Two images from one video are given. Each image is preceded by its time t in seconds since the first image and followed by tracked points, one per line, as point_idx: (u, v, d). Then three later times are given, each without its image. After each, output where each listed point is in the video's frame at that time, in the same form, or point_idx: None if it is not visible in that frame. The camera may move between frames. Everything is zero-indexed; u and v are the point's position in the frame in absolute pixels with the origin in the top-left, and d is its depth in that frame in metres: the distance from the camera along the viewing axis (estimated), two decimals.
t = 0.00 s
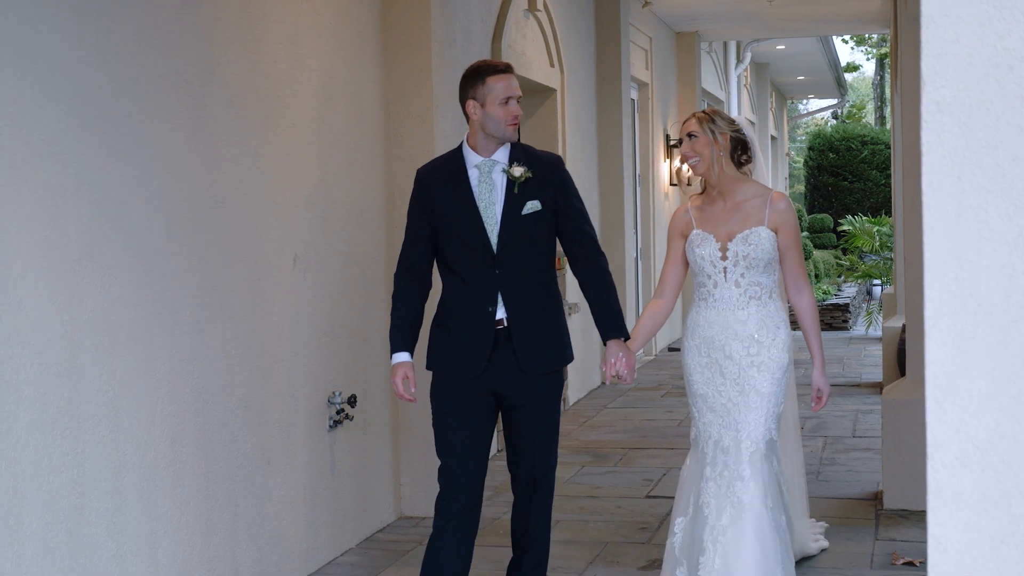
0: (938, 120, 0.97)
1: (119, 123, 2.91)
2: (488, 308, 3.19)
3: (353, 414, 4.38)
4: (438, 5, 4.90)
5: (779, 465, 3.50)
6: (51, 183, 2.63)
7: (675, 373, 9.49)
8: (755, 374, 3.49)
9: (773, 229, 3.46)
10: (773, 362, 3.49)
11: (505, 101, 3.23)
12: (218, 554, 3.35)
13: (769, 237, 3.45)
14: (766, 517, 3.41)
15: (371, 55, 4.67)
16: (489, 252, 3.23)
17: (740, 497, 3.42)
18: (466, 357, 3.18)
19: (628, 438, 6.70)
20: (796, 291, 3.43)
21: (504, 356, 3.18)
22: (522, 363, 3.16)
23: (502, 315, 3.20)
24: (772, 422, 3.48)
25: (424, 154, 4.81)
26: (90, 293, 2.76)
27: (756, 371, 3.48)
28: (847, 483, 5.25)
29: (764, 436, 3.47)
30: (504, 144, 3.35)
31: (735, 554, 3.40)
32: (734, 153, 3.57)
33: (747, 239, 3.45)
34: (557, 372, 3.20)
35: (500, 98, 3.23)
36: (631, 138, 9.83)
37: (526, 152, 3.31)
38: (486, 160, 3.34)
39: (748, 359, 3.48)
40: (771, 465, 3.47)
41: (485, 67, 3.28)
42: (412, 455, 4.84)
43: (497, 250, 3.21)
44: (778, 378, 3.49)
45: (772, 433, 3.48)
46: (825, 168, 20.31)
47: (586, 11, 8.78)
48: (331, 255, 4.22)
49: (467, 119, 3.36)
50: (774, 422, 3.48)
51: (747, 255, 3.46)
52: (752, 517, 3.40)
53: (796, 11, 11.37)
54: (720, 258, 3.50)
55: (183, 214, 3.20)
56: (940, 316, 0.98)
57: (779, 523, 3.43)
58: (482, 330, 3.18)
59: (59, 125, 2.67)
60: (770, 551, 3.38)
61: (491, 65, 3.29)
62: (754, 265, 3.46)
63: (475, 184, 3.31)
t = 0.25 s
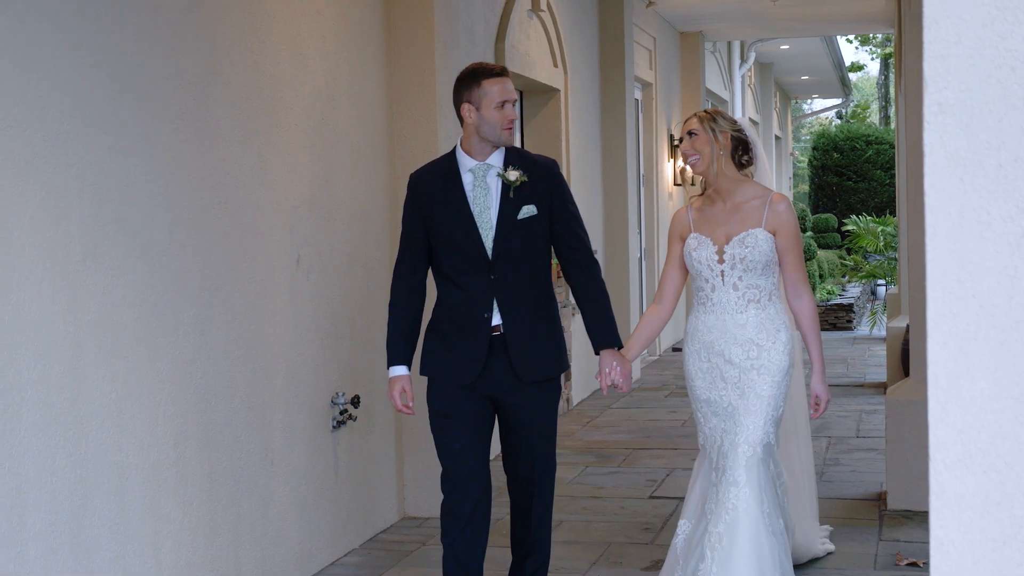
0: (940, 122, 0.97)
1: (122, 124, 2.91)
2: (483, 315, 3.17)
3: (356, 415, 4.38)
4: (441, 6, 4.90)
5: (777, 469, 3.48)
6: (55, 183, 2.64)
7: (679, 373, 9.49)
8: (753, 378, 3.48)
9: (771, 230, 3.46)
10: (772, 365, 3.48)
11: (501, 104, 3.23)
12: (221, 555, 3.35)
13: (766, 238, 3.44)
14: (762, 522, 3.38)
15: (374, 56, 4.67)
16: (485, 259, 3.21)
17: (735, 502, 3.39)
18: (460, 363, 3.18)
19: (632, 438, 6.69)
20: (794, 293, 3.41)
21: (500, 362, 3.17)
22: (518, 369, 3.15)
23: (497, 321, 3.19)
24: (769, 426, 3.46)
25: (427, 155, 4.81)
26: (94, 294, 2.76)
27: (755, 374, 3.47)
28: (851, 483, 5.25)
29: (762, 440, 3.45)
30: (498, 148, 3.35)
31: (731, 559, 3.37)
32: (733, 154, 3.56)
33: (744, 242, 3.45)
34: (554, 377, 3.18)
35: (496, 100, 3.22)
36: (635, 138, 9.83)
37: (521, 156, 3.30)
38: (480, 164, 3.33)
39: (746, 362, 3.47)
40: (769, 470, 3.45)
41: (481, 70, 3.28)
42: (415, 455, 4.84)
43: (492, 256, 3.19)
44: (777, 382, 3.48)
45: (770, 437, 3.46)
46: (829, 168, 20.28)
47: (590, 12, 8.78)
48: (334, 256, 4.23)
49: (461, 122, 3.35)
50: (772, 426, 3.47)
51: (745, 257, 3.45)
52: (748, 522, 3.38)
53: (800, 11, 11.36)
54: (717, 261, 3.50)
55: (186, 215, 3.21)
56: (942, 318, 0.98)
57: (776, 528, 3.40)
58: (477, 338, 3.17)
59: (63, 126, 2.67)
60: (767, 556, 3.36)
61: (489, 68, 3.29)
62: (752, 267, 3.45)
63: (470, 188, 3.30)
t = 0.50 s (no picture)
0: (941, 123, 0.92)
1: (124, 126, 2.91)
2: (478, 316, 3.15)
3: (360, 415, 4.38)
4: (445, 6, 4.90)
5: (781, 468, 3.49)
6: (57, 185, 2.64)
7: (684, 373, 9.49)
8: (754, 377, 3.47)
9: (771, 226, 3.43)
10: (773, 364, 3.47)
11: (497, 103, 3.21)
12: (225, 555, 3.36)
13: (766, 235, 3.42)
14: (766, 522, 3.40)
15: (378, 56, 4.67)
16: (480, 261, 3.19)
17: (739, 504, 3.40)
18: (454, 366, 3.15)
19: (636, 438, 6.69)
20: (794, 291, 3.39)
21: (495, 365, 3.16)
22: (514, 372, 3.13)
23: (492, 323, 3.17)
24: (772, 425, 3.47)
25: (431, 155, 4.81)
26: (96, 295, 2.77)
27: (756, 373, 3.47)
28: (856, 483, 5.24)
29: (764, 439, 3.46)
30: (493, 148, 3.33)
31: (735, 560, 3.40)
32: (733, 151, 3.49)
33: (743, 239, 3.43)
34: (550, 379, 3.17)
35: (493, 99, 3.21)
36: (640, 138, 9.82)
37: (516, 155, 3.29)
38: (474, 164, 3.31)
39: (747, 362, 3.47)
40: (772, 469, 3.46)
41: (475, 67, 3.26)
42: (419, 455, 4.84)
43: (489, 258, 3.17)
44: (778, 380, 3.48)
45: (773, 436, 3.47)
46: (834, 167, 20.26)
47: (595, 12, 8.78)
48: (337, 256, 4.23)
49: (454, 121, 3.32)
50: (774, 425, 3.47)
51: (744, 255, 3.44)
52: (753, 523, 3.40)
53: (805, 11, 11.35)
54: (716, 259, 3.49)
55: (189, 216, 3.21)
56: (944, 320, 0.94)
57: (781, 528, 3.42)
58: (472, 340, 3.15)
59: (65, 128, 2.67)
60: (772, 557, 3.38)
61: (483, 66, 3.26)
62: (751, 265, 3.43)
63: (464, 189, 3.28)
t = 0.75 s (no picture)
0: (945, 123, 0.96)
1: (129, 126, 2.92)
2: (475, 315, 3.13)
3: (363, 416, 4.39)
4: (450, 7, 4.90)
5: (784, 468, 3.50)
6: (63, 185, 2.65)
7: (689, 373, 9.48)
8: (755, 378, 3.47)
9: (770, 224, 3.40)
10: (773, 365, 3.47)
11: (493, 97, 3.20)
12: (228, 555, 3.36)
13: (765, 234, 3.39)
14: (770, 524, 3.41)
15: (382, 57, 4.68)
16: (476, 259, 3.17)
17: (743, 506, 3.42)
18: (451, 365, 3.12)
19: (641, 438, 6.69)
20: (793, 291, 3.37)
21: (492, 364, 3.15)
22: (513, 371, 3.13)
23: (489, 323, 3.16)
24: (773, 426, 3.47)
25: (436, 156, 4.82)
26: (101, 295, 2.77)
27: (757, 375, 3.46)
28: (860, 484, 5.24)
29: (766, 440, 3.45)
30: (487, 146, 3.31)
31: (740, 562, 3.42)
32: (731, 147, 3.50)
33: (742, 238, 3.41)
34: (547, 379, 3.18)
35: (489, 93, 3.20)
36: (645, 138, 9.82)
37: (511, 152, 3.29)
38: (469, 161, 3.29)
39: (747, 363, 3.46)
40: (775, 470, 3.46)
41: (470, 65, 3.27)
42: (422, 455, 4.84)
43: (485, 256, 3.16)
44: (779, 381, 3.47)
45: (774, 437, 3.46)
46: (839, 167, 20.23)
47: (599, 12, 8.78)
48: (341, 257, 4.23)
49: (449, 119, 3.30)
50: (775, 425, 3.47)
51: (743, 254, 3.42)
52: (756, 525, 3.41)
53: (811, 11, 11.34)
54: (715, 258, 3.48)
55: (193, 216, 3.21)
56: (948, 320, 0.98)
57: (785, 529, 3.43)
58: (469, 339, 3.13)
59: (71, 129, 2.68)
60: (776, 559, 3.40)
61: (479, 62, 3.27)
62: (750, 265, 3.42)
63: (460, 186, 3.26)
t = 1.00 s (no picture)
0: (947, 124, 0.96)
1: (133, 126, 2.92)
2: (475, 317, 3.12)
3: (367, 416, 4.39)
4: (453, 7, 4.90)
5: (779, 469, 3.48)
6: (66, 185, 2.65)
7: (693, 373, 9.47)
8: (752, 377, 3.46)
9: (771, 222, 3.41)
10: (772, 365, 3.46)
11: (491, 95, 3.20)
12: (232, 555, 3.36)
13: (766, 231, 3.40)
14: (762, 523, 3.40)
15: (386, 57, 4.68)
16: (475, 260, 3.16)
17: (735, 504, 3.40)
18: (451, 366, 3.11)
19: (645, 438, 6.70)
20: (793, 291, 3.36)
21: (492, 365, 3.15)
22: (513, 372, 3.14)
23: (487, 324, 3.16)
24: (768, 426, 3.46)
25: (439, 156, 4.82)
26: (104, 295, 2.78)
27: (755, 374, 3.45)
28: (864, 484, 5.23)
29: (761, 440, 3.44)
30: (484, 145, 3.31)
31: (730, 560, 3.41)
32: (732, 144, 3.50)
33: (743, 235, 3.42)
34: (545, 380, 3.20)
35: (488, 91, 3.20)
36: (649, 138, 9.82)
37: (508, 153, 3.30)
38: (467, 160, 3.28)
39: (745, 361, 3.45)
40: (770, 469, 3.46)
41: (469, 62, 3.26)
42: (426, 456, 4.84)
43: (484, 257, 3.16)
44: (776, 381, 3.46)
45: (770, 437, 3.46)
46: (844, 167, 20.20)
47: (603, 12, 8.78)
48: (345, 257, 4.23)
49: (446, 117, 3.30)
50: (771, 426, 3.46)
51: (744, 252, 3.42)
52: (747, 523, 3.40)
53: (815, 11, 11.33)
54: (717, 255, 3.48)
55: (196, 216, 3.22)
56: (950, 321, 0.98)
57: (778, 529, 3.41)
58: (469, 341, 3.11)
59: (74, 129, 2.69)
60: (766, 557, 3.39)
61: (478, 61, 3.26)
62: (752, 263, 3.41)
63: (458, 185, 3.25)
